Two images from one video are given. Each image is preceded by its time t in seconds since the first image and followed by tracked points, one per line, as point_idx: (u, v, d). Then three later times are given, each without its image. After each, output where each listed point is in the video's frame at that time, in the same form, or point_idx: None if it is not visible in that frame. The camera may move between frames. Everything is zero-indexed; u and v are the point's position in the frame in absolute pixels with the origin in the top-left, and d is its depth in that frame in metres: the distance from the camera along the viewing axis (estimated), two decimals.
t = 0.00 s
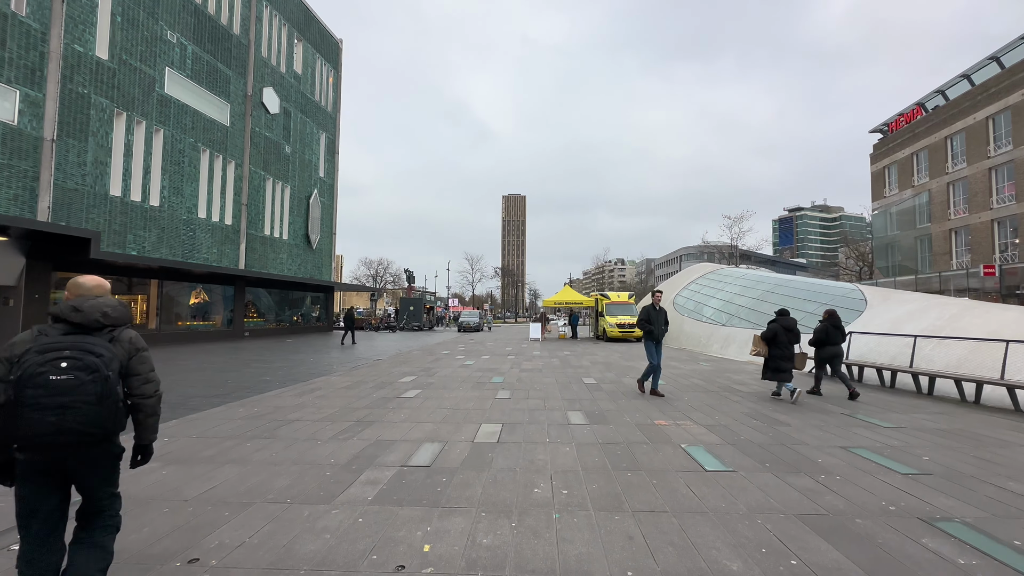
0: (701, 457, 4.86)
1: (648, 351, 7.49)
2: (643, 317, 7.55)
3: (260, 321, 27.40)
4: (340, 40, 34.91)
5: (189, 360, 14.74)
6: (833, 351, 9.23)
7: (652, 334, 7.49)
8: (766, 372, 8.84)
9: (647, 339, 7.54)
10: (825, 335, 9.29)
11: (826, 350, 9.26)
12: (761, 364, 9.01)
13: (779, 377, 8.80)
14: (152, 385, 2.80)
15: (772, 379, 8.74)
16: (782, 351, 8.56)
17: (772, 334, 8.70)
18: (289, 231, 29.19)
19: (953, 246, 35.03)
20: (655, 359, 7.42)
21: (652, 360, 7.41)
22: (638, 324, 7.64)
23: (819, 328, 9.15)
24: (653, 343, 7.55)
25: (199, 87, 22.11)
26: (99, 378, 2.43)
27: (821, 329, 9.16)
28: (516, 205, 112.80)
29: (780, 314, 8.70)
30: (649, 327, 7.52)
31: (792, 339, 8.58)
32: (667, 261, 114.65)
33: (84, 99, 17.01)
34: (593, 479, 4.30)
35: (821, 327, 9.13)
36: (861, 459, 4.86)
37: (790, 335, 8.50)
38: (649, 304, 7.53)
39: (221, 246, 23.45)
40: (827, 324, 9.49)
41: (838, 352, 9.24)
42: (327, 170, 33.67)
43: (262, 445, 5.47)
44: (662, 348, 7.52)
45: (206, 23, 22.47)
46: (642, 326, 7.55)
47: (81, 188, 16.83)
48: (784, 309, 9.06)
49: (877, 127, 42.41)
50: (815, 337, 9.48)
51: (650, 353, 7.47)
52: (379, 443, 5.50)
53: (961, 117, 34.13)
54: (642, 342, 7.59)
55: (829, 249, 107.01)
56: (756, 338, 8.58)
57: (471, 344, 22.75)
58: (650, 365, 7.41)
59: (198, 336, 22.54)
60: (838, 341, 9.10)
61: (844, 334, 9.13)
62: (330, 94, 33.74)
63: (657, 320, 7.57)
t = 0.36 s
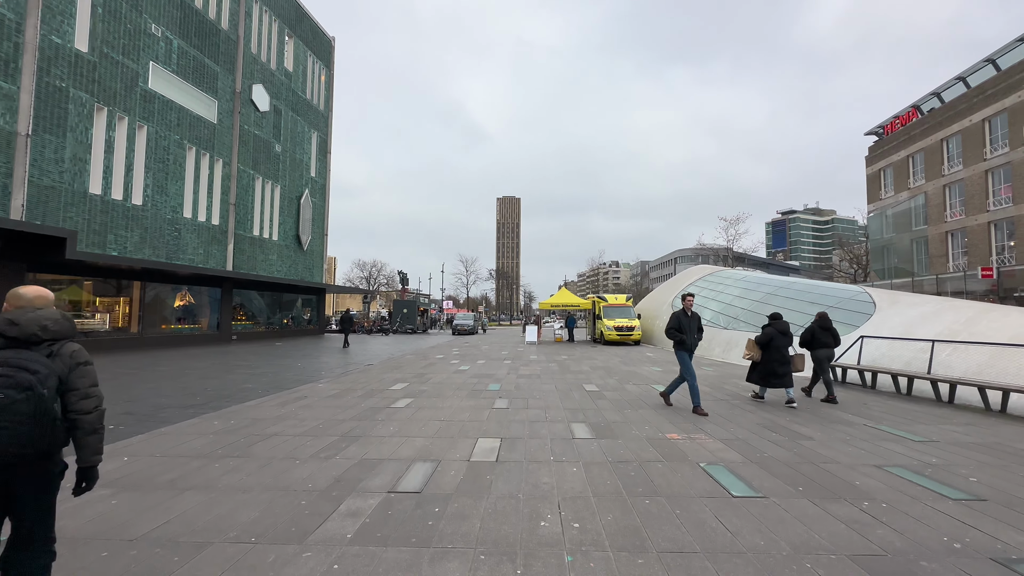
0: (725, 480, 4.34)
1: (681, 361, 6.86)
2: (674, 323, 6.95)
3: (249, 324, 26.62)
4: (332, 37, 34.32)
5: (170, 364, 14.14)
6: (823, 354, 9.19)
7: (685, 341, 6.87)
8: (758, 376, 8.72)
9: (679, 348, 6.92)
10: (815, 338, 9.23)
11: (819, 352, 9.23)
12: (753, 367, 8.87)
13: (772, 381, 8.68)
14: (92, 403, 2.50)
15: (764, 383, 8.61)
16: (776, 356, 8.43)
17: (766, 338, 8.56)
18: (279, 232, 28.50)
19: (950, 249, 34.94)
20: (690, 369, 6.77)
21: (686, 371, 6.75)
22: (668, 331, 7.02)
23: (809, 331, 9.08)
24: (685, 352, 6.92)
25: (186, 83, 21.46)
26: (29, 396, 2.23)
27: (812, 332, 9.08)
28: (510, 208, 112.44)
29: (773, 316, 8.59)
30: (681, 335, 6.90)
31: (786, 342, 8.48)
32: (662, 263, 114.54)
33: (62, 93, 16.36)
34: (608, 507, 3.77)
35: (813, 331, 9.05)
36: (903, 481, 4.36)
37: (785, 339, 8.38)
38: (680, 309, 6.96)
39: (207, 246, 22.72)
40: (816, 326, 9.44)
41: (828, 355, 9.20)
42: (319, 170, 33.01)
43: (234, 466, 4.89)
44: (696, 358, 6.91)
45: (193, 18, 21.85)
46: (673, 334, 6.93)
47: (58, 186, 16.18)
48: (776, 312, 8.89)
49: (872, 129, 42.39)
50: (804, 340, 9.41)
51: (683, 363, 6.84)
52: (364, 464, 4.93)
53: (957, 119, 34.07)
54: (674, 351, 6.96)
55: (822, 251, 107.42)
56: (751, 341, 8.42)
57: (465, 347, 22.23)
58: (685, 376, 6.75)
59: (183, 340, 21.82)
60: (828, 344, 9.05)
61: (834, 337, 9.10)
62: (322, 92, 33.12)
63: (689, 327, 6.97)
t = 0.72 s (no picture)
0: (751, 504, 3.80)
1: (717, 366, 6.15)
2: (713, 325, 6.22)
3: (234, 326, 25.79)
4: (322, 34, 33.66)
5: (145, 369, 13.45)
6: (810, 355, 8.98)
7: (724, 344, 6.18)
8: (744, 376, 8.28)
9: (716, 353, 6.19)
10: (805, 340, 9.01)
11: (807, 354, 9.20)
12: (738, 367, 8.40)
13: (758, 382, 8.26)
14: (10, 410, 2.18)
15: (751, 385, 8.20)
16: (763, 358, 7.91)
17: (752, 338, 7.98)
18: (266, 232, 27.72)
19: (943, 251, 34.93)
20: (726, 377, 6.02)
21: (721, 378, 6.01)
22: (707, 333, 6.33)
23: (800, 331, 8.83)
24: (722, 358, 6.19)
25: (167, 76, 20.71)
26: None
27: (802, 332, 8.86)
28: (503, 210, 111.97)
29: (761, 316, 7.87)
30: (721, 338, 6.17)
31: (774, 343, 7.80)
32: (655, 265, 114.58)
33: (32, 84, 15.67)
34: (621, 541, 3.21)
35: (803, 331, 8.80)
36: (948, 503, 3.86)
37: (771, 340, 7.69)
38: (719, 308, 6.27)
39: (189, 246, 21.93)
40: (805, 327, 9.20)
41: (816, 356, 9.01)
42: (308, 168, 32.27)
43: (188, 488, 4.27)
44: (733, 365, 6.18)
45: (175, 9, 21.14)
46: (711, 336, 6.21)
47: (27, 181, 15.40)
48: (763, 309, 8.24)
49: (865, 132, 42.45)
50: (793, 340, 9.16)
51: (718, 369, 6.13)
52: (338, 485, 4.33)
53: (950, 121, 34.10)
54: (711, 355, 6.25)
55: (814, 254, 108.03)
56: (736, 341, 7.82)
57: (457, 350, 21.64)
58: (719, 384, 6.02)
59: (163, 343, 21.00)
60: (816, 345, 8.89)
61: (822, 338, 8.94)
62: (311, 90, 32.41)
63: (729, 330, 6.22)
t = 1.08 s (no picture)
0: (790, 531, 3.31)
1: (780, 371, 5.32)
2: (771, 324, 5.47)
3: (219, 329, 25.02)
4: (312, 31, 33.01)
5: (119, 373, 12.74)
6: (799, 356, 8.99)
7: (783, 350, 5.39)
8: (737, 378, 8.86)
9: (779, 355, 5.37)
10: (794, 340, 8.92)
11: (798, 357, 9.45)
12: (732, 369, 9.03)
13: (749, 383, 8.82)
14: None
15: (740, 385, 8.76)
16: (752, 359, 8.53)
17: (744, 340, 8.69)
18: (253, 232, 26.96)
19: (937, 253, 34.94)
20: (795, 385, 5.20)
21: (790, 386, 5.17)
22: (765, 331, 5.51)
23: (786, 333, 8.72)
24: (786, 361, 5.39)
25: (149, 69, 19.99)
26: None
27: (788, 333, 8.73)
28: (496, 213, 111.69)
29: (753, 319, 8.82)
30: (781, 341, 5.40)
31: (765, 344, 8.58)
32: (648, 267, 114.70)
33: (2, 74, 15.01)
34: None
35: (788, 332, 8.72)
36: (1007, 527, 3.41)
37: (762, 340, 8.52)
38: (781, 304, 5.48)
39: (172, 246, 21.15)
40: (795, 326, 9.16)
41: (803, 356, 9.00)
42: (297, 167, 31.56)
43: (138, 516, 3.69)
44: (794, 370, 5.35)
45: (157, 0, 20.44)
46: (773, 335, 5.41)
47: None
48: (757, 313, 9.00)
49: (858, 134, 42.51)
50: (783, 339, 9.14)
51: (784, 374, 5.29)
52: (313, 509, 3.77)
53: (944, 123, 34.12)
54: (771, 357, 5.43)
55: (805, 257, 108.74)
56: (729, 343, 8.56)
57: (449, 353, 21.09)
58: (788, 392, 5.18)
59: (143, 346, 20.19)
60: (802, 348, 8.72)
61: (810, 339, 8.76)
62: (301, 87, 31.74)
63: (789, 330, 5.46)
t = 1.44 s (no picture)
0: None
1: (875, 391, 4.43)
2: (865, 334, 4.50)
3: (206, 333, 24.24)
4: (304, 28, 32.42)
5: (93, 379, 12.06)
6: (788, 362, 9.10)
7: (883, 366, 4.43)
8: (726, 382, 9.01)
9: (870, 372, 4.47)
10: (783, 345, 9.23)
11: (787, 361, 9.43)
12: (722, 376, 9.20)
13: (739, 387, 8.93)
14: None
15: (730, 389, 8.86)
16: (743, 362, 8.78)
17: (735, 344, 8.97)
18: (241, 232, 26.23)
19: (933, 256, 34.86)
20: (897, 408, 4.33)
21: (894, 411, 4.30)
22: (854, 344, 4.50)
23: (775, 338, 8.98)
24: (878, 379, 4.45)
25: (132, 63, 19.30)
26: None
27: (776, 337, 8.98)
28: (491, 216, 111.20)
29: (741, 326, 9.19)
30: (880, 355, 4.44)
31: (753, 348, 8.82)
32: (642, 270, 114.66)
33: None
34: None
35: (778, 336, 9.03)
36: None
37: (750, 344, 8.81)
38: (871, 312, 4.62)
39: (155, 246, 20.41)
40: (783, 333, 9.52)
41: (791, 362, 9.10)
42: (288, 167, 30.87)
43: (69, 559, 3.10)
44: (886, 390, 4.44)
45: None
46: (864, 350, 4.44)
47: None
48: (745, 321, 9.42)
49: (853, 136, 42.51)
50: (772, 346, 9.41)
51: (884, 398, 4.38)
52: (279, 550, 3.19)
53: (939, 126, 34.09)
54: (858, 374, 4.52)
55: (798, 260, 109.10)
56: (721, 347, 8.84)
57: (443, 357, 20.52)
58: (891, 418, 4.29)
59: (124, 350, 19.42)
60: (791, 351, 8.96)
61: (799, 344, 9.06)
62: (292, 85, 31.11)
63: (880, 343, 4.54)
